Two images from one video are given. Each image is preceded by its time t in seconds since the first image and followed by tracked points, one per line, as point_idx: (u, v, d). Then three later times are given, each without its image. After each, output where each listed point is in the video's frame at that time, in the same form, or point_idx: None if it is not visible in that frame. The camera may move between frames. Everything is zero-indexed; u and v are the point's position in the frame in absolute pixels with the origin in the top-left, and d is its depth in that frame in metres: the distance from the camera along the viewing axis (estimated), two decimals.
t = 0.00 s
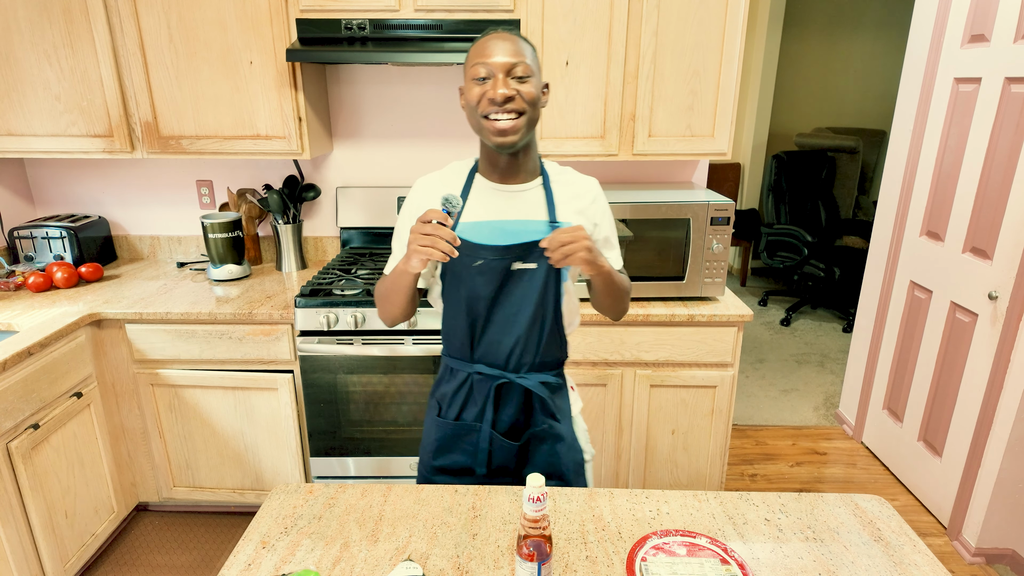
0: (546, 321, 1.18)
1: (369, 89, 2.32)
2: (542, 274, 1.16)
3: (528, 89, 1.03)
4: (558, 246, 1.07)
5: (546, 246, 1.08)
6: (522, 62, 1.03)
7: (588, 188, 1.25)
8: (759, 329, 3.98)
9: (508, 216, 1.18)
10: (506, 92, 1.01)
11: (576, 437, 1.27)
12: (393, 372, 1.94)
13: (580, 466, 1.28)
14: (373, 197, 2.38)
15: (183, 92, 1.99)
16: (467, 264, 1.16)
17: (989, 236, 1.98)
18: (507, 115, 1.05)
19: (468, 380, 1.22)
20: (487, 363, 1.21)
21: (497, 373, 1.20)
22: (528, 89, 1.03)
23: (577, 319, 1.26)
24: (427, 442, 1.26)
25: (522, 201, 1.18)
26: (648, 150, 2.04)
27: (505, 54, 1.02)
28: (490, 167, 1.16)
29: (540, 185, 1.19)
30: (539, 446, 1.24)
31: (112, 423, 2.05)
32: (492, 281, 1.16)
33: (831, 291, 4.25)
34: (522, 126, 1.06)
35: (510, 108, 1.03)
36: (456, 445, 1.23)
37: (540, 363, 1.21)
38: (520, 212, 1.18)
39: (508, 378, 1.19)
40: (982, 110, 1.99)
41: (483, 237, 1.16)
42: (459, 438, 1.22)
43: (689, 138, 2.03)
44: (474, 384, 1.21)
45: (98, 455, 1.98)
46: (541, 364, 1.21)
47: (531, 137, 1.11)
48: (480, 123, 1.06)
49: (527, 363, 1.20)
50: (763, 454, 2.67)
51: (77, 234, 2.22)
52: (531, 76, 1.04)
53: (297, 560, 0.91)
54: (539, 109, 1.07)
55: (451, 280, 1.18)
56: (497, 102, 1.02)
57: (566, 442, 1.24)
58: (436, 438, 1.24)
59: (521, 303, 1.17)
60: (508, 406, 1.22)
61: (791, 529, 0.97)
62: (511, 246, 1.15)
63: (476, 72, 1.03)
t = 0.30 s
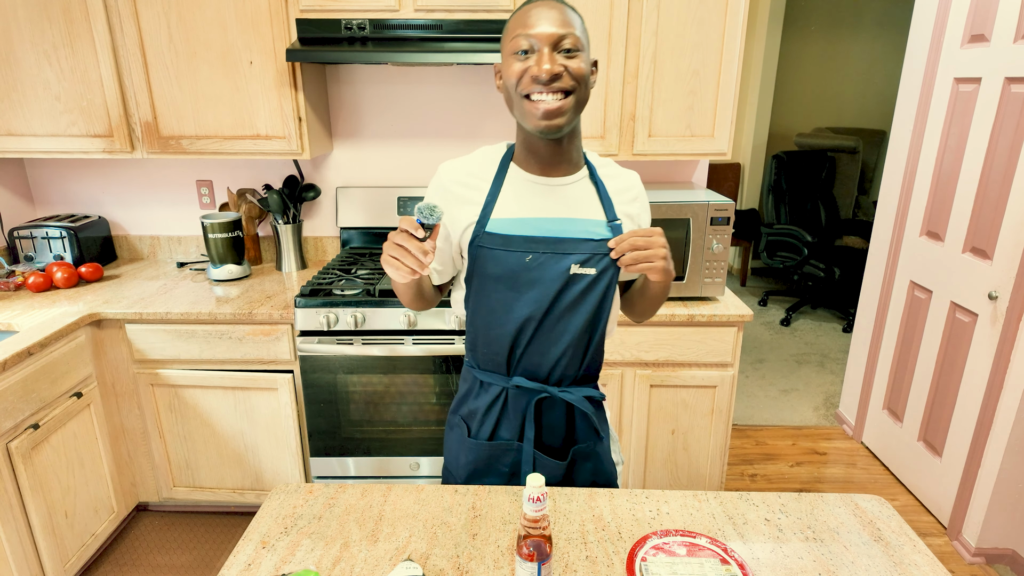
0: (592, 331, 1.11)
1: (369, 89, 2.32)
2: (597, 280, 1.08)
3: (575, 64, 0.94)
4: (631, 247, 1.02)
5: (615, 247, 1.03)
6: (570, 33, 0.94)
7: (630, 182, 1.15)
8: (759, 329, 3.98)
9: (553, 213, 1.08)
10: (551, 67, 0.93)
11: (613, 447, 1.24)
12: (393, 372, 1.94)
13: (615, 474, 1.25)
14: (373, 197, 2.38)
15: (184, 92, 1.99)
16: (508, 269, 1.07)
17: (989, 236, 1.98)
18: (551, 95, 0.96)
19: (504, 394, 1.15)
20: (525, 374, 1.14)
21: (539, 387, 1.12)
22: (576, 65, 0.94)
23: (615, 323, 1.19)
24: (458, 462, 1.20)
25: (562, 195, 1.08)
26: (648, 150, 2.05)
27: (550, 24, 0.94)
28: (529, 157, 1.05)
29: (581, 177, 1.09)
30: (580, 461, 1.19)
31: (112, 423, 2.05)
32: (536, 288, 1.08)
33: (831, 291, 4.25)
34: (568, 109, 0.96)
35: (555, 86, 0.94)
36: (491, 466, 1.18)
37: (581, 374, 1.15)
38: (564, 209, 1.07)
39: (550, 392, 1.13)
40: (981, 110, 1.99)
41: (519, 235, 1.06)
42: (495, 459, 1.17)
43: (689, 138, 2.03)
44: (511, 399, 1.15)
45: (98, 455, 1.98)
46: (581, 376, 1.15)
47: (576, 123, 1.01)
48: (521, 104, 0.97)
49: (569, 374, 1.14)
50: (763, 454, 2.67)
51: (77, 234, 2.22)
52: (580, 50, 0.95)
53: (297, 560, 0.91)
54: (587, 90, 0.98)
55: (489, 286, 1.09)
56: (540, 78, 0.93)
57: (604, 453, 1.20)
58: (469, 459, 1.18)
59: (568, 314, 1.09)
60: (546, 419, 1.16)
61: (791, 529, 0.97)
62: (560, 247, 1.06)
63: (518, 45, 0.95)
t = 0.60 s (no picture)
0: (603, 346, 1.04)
1: (369, 89, 2.31)
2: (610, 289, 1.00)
3: (594, 47, 0.86)
4: (641, 259, 0.96)
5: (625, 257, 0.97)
6: (590, 13, 0.86)
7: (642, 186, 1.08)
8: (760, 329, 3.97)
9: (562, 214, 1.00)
10: (567, 48, 0.84)
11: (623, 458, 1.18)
12: (393, 373, 1.94)
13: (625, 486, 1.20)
14: (373, 197, 2.38)
15: (183, 92, 1.99)
16: (512, 279, 0.98)
17: (990, 236, 1.98)
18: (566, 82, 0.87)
19: (506, 414, 1.07)
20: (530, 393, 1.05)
21: (546, 409, 1.05)
22: (594, 48, 0.86)
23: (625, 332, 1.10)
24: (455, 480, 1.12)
25: (571, 195, 1.00)
26: (648, 150, 2.04)
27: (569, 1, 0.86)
28: (536, 151, 0.97)
29: (591, 175, 1.01)
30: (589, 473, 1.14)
31: (112, 423, 2.04)
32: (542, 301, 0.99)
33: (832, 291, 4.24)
34: (584, 97, 0.88)
35: (571, 70, 0.85)
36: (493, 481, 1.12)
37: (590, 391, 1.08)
38: (572, 211, 1.00)
39: (557, 414, 1.06)
40: (982, 110, 1.99)
41: (524, 239, 0.98)
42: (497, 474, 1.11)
43: (689, 138, 2.03)
44: (513, 421, 1.07)
45: (98, 455, 1.98)
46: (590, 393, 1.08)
47: (592, 115, 0.92)
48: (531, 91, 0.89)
49: (576, 392, 1.06)
50: (764, 454, 2.66)
51: (77, 234, 2.21)
52: (599, 34, 0.87)
53: (297, 560, 0.90)
54: (606, 78, 0.89)
55: (490, 298, 1.00)
56: (555, 60, 0.85)
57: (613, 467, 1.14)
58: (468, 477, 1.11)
59: (577, 329, 1.00)
60: (549, 441, 1.09)
61: (791, 529, 0.97)
62: (569, 255, 0.98)
63: (531, 24, 0.87)
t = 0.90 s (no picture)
0: (600, 388, 1.00)
1: (369, 88, 2.31)
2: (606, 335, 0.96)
3: (597, 39, 0.84)
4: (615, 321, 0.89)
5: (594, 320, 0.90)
6: (592, 4, 0.85)
7: (660, 207, 1.00)
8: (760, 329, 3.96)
9: (558, 246, 0.95)
10: (566, 40, 0.82)
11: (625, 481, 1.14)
12: (393, 373, 1.93)
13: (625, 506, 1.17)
14: (373, 197, 2.38)
15: (182, 91, 1.98)
16: (502, 319, 0.95)
17: (991, 235, 1.97)
18: (566, 81, 0.85)
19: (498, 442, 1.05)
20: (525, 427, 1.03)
21: (541, 451, 1.03)
22: (597, 40, 0.84)
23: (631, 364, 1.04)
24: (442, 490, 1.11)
25: (572, 223, 0.95)
26: (648, 150, 2.04)
27: None
28: (539, 165, 0.93)
29: (598, 199, 0.95)
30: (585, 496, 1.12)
31: (111, 423, 2.04)
32: (534, 342, 0.96)
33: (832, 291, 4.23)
34: (587, 95, 0.84)
35: (570, 65, 0.83)
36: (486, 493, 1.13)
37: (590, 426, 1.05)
38: (570, 243, 0.95)
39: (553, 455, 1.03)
40: (983, 110, 1.98)
41: (516, 274, 0.94)
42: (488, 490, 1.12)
43: (689, 137, 2.02)
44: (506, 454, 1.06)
45: (97, 456, 1.97)
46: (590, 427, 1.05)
47: (598, 120, 0.88)
48: (529, 92, 0.86)
49: (571, 429, 1.03)
50: (765, 455, 2.65)
51: (76, 234, 2.21)
52: (604, 25, 0.85)
53: (296, 562, 0.90)
54: (612, 76, 0.86)
55: (479, 333, 0.98)
56: (553, 53, 0.82)
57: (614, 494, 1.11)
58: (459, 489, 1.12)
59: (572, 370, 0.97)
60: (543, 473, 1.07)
61: (793, 530, 0.96)
62: (565, 299, 0.93)
63: (528, 17, 0.86)
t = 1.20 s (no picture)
0: (602, 408, 0.98)
1: (369, 88, 2.31)
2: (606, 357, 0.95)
3: (592, 49, 0.84)
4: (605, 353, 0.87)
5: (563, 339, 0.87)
6: (588, 11, 0.84)
7: (671, 224, 0.98)
8: (760, 329, 3.97)
9: (553, 269, 0.95)
10: (560, 52, 0.82)
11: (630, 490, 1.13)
12: (393, 373, 1.93)
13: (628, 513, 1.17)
14: (373, 197, 2.38)
15: (183, 91, 1.98)
16: (498, 342, 0.95)
17: (990, 236, 1.97)
18: (561, 94, 0.84)
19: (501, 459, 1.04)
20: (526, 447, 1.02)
21: (542, 466, 1.01)
22: (592, 50, 0.83)
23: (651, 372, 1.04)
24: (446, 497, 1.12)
25: (568, 244, 0.95)
26: (648, 150, 2.04)
27: None
28: (536, 182, 0.93)
29: (599, 219, 0.95)
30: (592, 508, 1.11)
31: (111, 423, 2.04)
32: (532, 363, 0.95)
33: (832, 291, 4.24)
34: (584, 108, 0.84)
35: (564, 78, 0.82)
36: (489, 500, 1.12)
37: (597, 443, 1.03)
38: (566, 267, 0.95)
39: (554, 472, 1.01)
40: (982, 110, 1.99)
41: (510, 296, 0.94)
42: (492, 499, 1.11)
43: (689, 137, 2.02)
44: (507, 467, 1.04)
45: (97, 456, 1.98)
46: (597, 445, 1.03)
47: (597, 134, 0.88)
48: (524, 107, 0.86)
49: (574, 445, 1.02)
50: (764, 455, 2.66)
51: (77, 234, 2.21)
52: (601, 33, 0.85)
53: (297, 560, 0.90)
54: (608, 86, 0.86)
55: (477, 353, 0.98)
56: (546, 65, 0.82)
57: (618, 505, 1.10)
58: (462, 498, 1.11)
59: (573, 393, 0.96)
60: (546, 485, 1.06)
61: (792, 530, 0.97)
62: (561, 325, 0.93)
63: (517, 28, 0.85)
